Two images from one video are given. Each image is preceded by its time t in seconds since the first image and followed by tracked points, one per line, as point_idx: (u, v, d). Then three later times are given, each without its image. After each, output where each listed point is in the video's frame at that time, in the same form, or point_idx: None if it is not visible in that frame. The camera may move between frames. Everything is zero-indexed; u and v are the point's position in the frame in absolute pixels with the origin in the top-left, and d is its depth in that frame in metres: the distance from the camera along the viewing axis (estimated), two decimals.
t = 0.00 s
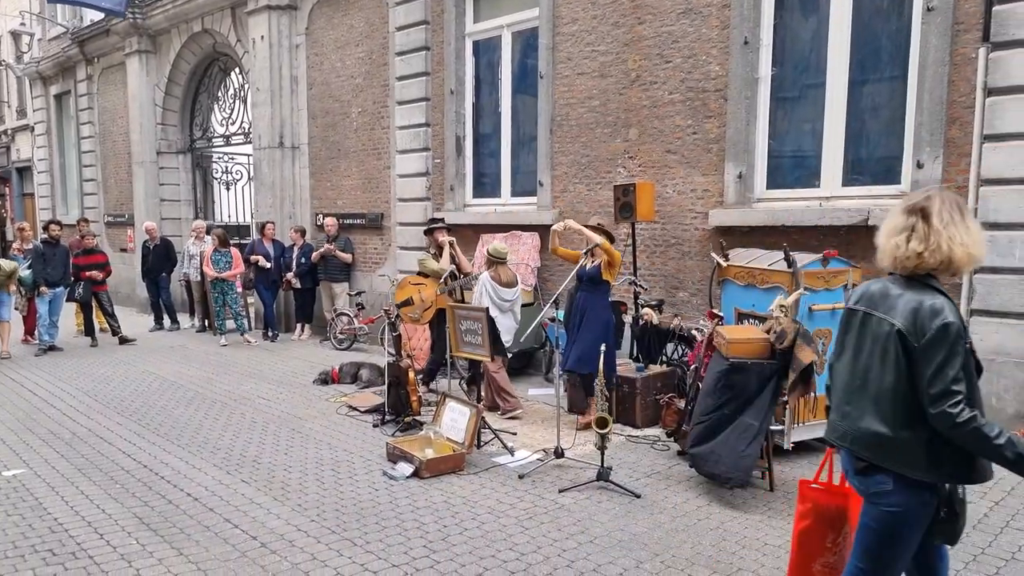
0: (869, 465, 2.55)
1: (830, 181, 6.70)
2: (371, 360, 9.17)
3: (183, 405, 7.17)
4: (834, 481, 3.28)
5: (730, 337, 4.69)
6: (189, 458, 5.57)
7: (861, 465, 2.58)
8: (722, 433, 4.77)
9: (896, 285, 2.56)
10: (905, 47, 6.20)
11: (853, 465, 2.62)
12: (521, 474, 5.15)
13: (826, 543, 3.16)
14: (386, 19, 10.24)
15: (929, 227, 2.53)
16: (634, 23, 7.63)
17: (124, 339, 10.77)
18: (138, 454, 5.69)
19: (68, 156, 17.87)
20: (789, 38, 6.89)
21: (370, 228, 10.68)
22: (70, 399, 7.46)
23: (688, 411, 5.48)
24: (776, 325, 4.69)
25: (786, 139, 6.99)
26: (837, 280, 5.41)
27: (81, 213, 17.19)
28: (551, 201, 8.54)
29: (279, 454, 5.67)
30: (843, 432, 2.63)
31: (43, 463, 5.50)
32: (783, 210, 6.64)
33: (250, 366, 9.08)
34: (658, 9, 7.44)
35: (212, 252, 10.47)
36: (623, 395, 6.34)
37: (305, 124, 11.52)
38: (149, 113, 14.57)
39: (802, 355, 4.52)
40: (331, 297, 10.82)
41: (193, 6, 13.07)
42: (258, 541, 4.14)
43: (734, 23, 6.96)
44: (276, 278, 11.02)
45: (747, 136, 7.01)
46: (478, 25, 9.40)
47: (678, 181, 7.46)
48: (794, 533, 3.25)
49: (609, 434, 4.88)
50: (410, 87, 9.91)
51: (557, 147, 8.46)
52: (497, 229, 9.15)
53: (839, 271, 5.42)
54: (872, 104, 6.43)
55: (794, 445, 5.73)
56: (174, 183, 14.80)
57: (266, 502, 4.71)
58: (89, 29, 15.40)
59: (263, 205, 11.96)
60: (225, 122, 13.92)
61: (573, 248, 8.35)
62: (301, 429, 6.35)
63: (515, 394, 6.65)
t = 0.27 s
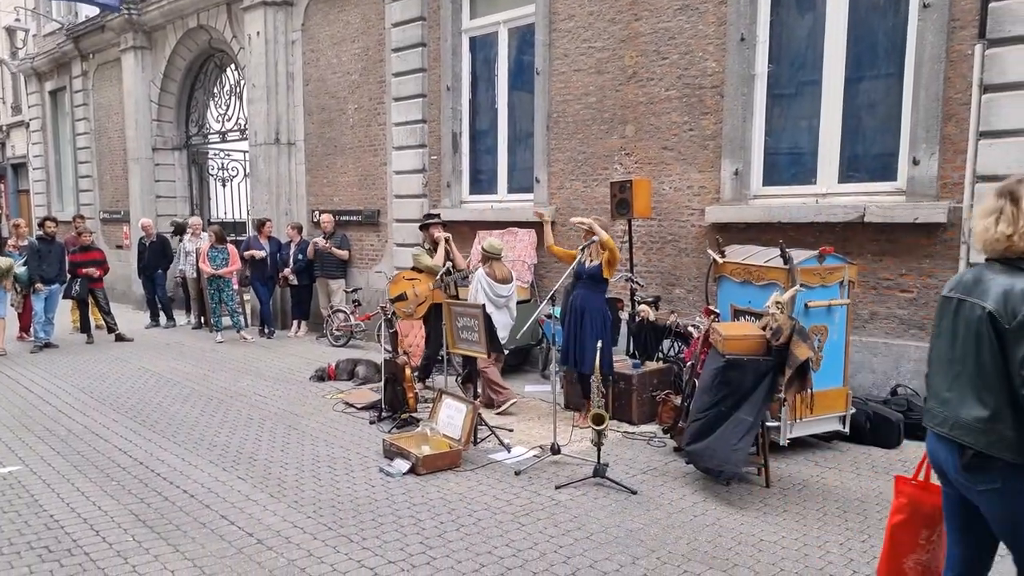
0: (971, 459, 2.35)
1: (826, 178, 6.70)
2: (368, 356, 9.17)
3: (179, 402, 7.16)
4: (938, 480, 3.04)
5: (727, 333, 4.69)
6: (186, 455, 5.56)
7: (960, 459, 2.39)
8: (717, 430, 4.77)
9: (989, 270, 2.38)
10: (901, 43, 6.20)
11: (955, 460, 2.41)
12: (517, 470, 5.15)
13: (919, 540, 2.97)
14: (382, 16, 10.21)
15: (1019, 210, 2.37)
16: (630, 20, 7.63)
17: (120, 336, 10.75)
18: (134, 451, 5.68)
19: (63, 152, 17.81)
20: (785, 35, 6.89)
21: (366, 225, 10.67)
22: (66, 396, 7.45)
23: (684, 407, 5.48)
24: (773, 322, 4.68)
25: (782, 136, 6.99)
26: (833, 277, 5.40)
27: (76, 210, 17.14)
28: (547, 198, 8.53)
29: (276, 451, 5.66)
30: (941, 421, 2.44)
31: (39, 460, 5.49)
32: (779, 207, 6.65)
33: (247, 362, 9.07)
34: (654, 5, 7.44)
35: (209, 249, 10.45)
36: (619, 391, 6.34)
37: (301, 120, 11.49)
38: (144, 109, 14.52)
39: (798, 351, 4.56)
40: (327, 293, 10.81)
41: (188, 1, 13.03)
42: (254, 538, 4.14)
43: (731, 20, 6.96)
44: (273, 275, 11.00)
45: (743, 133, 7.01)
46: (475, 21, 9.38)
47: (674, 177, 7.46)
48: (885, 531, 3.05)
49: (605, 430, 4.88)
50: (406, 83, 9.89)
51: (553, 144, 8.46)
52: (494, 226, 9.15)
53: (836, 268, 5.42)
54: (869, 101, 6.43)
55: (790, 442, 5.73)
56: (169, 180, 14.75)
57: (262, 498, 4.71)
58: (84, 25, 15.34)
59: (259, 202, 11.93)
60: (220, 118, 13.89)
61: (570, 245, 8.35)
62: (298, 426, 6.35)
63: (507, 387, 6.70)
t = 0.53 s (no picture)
0: None
1: (823, 174, 6.70)
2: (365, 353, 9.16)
3: (176, 398, 7.15)
4: None
5: (724, 329, 4.70)
6: (182, 451, 5.55)
7: None
8: (716, 427, 4.76)
9: None
10: (899, 39, 6.19)
11: None
12: (515, 466, 5.14)
13: None
14: (379, 11, 10.18)
15: None
16: (628, 16, 7.61)
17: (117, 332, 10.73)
18: (130, 447, 5.67)
19: (59, 148, 17.76)
20: (783, 30, 6.88)
21: (363, 221, 10.65)
22: (63, 392, 7.44)
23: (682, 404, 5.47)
24: (770, 317, 4.69)
25: (780, 132, 6.98)
26: (830, 273, 5.40)
27: (73, 206, 17.10)
28: (545, 194, 8.52)
29: (273, 447, 5.66)
30: None
31: (35, 456, 5.48)
32: (776, 204, 6.65)
33: (244, 359, 9.05)
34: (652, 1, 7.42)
35: (206, 245, 10.43)
36: (616, 387, 6.35)
37: (298, 116, 11.46)
38: (141, 105, 14.48)
39: (795, 347, 4.53)
40: (324, 290, 10.79)
41: None
42: (250, 534, 4.13)
43: (729, 15, 6.95)
44: (269, 271, 10.94)
45: (741, 129, 7.00)
46: (472, 17, 9.36)
47: (671, 173, 7.45)
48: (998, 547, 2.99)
49: (602, 426, 4.87)
50: (403, 79, 9.86)
51: (550, 140, 8.45)
52: (491, 222, 9.14)
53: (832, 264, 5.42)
54: (866, 96, 6.42)
55: (788, 438, 5.74)
56: (166, 176, 14.72)
57: (259, 494, 4.71)
58: (80, 21, 15.28)
59: (256, 198, 11.90)
60: (217, 114, 13.85)
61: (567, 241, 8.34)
62: (295, 422, 6.34)
63: (501, 380, 6.68)
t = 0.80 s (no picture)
0: None
1: (821, 170, 6.69)
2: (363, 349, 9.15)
3: (173, 395, 7.14)
4: None
5: (722, 325, 4.71)
6: (180, 448, 5.54)
7: None
8: (714, 424, 4.75)
9: None
10: (897, 35, 6.18)
11: None
12: (512, 462, 5.14)
13: None
14: (376, 7, 10.15)
15: None
16: (625, 11, 7.59)
17: (114, 329, 10.71)
18: (127, 443, 5.65)
19: (56, 145, 17.71)
20: (781, 26, 6.86)
21: (361, 218, 10.64)
22: (60, 389, 7.42)
23: (680, 400, 5.47)
24: (767, 313, 4.71)
25: (778, 128, 6.97)
26: (828, 269, 5.41)
27: (70, 203, 17.06)
28: (543, 190, 8.51)
29: (270, 443, 5.64)
30: None
31: (32, 453, 5.46)
32: (774, 199, 6.64)
33: (242, 355, 9.04)
34: None
35: (205, 242, 10.33)
36: (614, 383, 6.34)
37: (295, 112, 11.43)
38: (138, 102, 14.45)
39: (792, 342, 4.53)
40: (321, 287, 10.74)
41: None
42: (248, 530, 4.12)
43: (727, 11, 6.94)
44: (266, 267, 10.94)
45: (739, 125, 6.99)
46: (469, 12, 9.33)
47: (669, 169, 7.44)
48: None
49: (599, 422, 4.87)
50: (401, 75, 9.84)
51: (548, 136, 8.43)
52: (489, 218, 9.13)
53: (830, 260, 5.43)
54: (864, 92, 6.41)
55: (785, 435, 5.74)
56: (163, 172, 14.68)
57: (256, 490, 4.70)
58: (77, 17, 15.24)
59: (254, 194, 11.88)
60: (214, 110, 13.82)
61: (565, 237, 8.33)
62: (292, 418, 6.33)
63: (499, 373, 6.71)
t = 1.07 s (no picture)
0: None
1: (820, 164, 6.67)
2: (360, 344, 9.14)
3: (170, 389, 7.13)
4: None
5: (720, 319, 4.69)
6: (177, 442, 5.53)
7: None
8: (712, 419, 4.75)
9: None
10: (896, 28, 6.16)
11: None
12: (510, 457, 5.13)
13: None
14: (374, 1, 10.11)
15: None
16: (624, 5, 7.56)
17: (111, 325, 10.69)
18: (124, 438, 5.64)
19: (52, 140, 17.67)
20: (780, 19, 6.83)
21: (359, 213, 10.61)
22: (58, 384, 7.40)
23: (677, 394, 5.46)
24: (766, 307, 4.69)
25: (777, 122, 6.95)
26: (827, 263, 5.40)
27: (67, 198, 17.01)
28: (541, 185, 8.49)
29: (268, 438, 5.63)
30: None
31: (29, 447, 5.45)
32: (773, 194, 6.62)
33: (239, 351, 9.03)
34: None
35: (203, 237, 10.24)
36: (612, 378, 6.34)
37: (293, 107, 11.39)
38: (134, 97, 14.40)
39: (791, 336, 4.50)
40: (319, 281, 10.68)
41: None
42: (245, 524, 4.11)
43: (726, 5, 6.91)
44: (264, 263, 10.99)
45: (738, 119, 6.97)
46: (467, 6, 9.30)
47: (668, 164, 7.42)
48: None
49: (597, 417, 4.86)
50: (398, 69, 9.81)
51: (546, 130, 8.41)
52: (487, 213, 9.11)
53: (829, 254, 5.41)
54: (864, 86, 6.38)
55: (783, 429, 5.74)
56: (161, 168, 14.64)
57: (253, 485, 4.69)
58: (74, 11, 15.18)
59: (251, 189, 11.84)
60: (211, 105, 13.78)
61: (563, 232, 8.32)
62: (290, 413, 6.32)
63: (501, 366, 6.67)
